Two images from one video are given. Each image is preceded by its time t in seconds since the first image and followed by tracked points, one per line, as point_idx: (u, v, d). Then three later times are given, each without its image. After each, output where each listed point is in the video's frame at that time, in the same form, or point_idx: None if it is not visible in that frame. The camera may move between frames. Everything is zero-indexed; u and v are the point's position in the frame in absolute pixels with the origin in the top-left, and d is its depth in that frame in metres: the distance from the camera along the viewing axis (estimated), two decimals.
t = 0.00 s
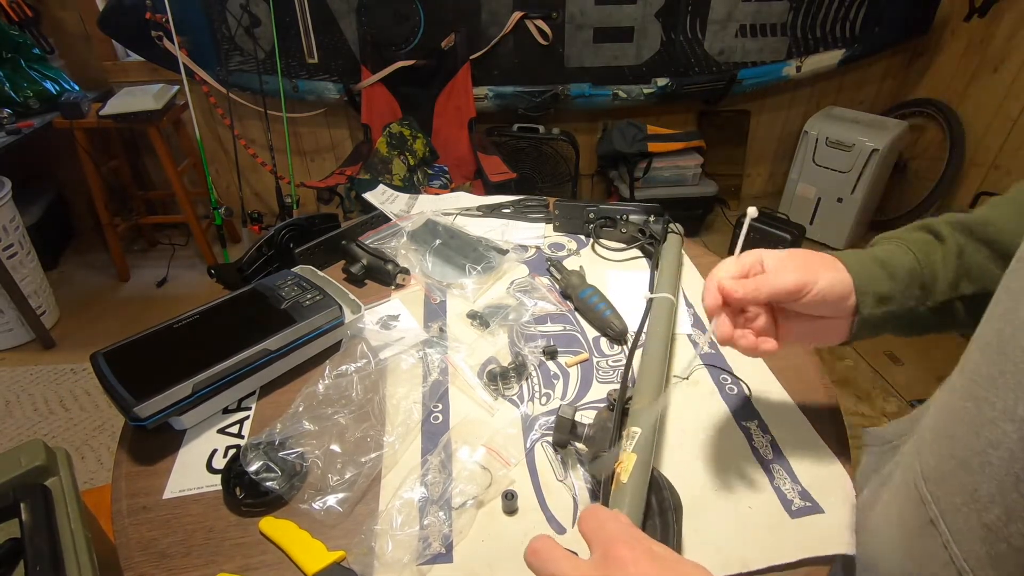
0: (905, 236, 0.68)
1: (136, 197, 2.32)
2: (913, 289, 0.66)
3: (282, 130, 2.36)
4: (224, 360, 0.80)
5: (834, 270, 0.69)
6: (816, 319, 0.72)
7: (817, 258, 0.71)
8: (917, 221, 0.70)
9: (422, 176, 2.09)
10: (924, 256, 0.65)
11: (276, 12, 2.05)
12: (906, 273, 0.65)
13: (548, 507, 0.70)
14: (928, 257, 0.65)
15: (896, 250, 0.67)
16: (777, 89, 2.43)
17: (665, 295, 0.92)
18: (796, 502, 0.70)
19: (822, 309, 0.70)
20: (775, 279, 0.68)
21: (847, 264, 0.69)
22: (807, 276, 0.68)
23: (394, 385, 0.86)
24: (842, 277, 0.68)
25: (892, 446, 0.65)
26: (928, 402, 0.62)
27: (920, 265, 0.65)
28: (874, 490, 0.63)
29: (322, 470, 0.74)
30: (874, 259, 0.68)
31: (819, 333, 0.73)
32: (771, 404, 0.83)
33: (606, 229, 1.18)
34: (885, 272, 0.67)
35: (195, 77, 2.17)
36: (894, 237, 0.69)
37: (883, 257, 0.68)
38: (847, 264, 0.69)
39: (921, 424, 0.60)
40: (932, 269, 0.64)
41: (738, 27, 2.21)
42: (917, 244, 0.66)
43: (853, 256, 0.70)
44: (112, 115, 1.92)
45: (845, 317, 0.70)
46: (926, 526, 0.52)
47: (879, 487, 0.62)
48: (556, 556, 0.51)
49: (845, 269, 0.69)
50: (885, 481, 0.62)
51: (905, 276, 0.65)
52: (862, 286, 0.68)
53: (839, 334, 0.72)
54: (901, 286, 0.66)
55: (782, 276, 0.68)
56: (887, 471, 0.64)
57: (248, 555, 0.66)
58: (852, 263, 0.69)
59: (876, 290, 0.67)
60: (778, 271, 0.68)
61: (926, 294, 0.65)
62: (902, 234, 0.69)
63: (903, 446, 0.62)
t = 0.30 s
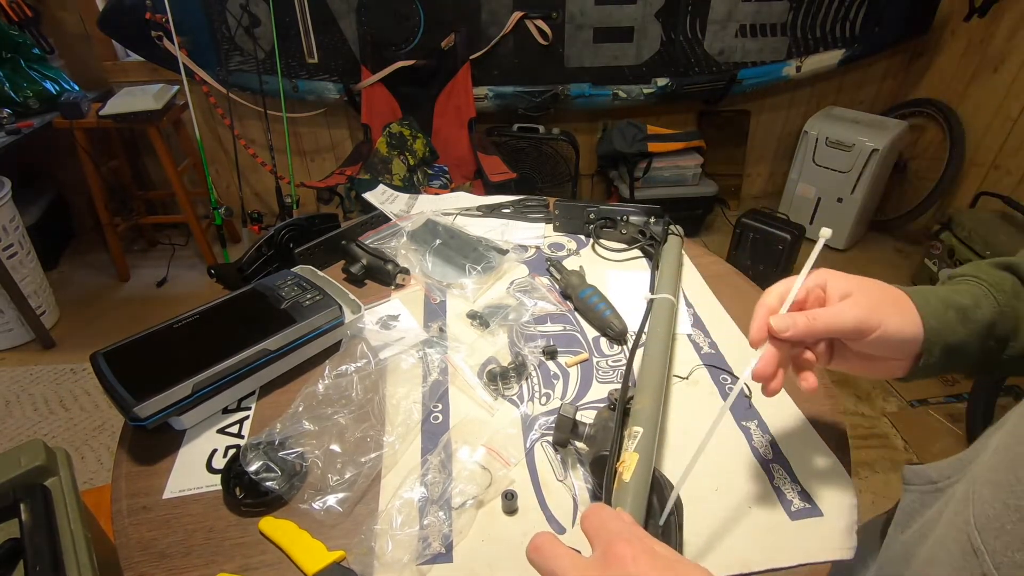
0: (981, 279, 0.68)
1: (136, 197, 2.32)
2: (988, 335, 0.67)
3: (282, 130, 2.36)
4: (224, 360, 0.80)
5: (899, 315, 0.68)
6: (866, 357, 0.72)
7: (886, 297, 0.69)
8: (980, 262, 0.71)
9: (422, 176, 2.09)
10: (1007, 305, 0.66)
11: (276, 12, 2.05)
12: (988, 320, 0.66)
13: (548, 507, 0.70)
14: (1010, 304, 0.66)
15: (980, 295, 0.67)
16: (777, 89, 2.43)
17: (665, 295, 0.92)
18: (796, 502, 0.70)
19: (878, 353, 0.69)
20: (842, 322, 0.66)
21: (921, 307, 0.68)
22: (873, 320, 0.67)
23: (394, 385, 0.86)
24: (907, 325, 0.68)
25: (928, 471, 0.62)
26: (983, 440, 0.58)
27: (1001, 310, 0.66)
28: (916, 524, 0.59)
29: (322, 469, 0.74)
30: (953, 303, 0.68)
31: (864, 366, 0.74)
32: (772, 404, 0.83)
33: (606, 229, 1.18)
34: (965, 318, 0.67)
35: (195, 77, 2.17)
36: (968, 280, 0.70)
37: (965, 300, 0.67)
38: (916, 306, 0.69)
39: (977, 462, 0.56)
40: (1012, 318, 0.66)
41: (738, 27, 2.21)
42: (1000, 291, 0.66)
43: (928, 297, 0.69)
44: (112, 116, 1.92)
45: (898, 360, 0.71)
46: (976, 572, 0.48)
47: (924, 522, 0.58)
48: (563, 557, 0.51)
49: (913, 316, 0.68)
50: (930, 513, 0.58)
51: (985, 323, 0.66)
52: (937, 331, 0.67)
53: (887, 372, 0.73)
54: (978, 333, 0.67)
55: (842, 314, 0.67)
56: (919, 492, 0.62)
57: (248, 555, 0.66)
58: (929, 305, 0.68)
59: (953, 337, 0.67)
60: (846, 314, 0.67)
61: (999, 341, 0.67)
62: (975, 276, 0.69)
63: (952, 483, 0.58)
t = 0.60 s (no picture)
0: (1004, 297, 0.68)
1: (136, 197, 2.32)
2: (1012, 354, 0.66)
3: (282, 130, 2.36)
4: (224, 360, 0.80)
5: (913, 331, 0.68)
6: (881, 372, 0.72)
7: (902, 312, 0.69)
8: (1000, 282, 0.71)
9: (423, 176, 2.09)
10: None
11: (276, 12, 2.05)
12: (1011, 338, 0.65)
13: (548, 507, 0.70)
14: None
15: (1003, 312, 0.66)
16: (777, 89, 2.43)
17: (665, 295, 0.92)
18: (796, 502, 0.70)
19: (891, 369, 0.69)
20: (853, 336, 0.67)
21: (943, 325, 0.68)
22: (885, 335, 0.67)
23: (394, 385, 0.86)
24: (923, 342, 0.67)
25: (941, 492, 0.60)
26: (1009, 459, 0.55)
27: None
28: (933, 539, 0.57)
29: (321, 470, 0.74)
30: (976, 319, 0.67)
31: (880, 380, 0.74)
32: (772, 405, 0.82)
33: (606, 229, 1.18)
34: (988, 335, 0.66)
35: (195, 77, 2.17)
36: (992, 298, 0.69)
37: (988, 317, 0.67)
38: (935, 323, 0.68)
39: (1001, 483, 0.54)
40: None
41: (738, 26, 2.21)
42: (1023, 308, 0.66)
43: (951, 314, 0.69)
44: (112, 115, 1.92)
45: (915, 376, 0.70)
46: None
47: (945, 541, 0.56)
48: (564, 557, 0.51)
49: (929, 334, 0.68)
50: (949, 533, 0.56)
51: (1008, 342, 0.65)
52: (958, 349, 0.67)
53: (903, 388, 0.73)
54: (1001, 351, 0.66)
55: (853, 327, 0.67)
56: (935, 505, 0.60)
57: (248, 555, 0.66)
58: (951, 323, 0.68)
59: (974, 354, 0.66)
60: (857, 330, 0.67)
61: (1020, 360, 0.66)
62: (998, 294, 0.69)
63: (977, 505, 0.55)
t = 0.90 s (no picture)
0: (991, 307, 0.66)
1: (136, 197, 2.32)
2: (997, 368, 0.65)
3: (282, 130, 2.36)
4: (224, 360, 0.80)
5: (898, 342, 0.68)
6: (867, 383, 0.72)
7: (886, 323, 0.69)
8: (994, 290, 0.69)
9: (422, 176, 2.09)
10: (1017, 336, 0.63)
11: (276, 12, 2.05)
12: (995, 350, 0.64)
13: (548, 507, 0.70)
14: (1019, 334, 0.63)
15: (988, 324, 0.65)
16: (777, 89, 2.43)
17: (665, 295, 0.92)
18: (795, 501, 0.70)
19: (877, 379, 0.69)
20: (835, 347, 0.67)
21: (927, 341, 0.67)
22: (867, 347, 0.67)
23: (394, 385, 0.86)
24: (907, 354, 0.67)
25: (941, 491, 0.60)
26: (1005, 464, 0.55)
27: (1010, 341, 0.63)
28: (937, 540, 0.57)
29: (322, 470, 0.74)
30: (960, 332, 0.66)
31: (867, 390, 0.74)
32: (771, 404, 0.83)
33: (606, 229, 1.18)
34: (971, 348, 0.65)
35: (195, 77, 2.17)
36: (979, 308, 0.67)
37: (972, 330, 0.65)
38: (920, 336, 0.68)
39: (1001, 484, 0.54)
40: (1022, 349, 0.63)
41: (738, 27, 2.21)
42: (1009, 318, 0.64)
43: (937, 328, 0.68)
44: (112, 115, 1.92)
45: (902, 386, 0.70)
46: None
47: (942, 545, 0.56)
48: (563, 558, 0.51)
49: (914, 346, 0.67)
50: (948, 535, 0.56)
51: (992, 355, 0.64)
52: (942, 363, 0.66)
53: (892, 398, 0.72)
54: (985, 364, 0.65)
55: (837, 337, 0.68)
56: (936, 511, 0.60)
57: (248, 555, 0.66)
58: (936, 337, 0.67)
59: (958, 367, 0.66)
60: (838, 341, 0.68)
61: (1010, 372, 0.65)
62: (983, 305, 0.67)
63: (973, 509, 0.55)
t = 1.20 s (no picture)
0: (976, 329, 0.59)
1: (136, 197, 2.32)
2: (999, 393, 0.56)
3: (282, 130, 2.36)
4: (224, 360, 0.80)
5: (885, 370, 0.61)
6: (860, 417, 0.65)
7: (870, 352, 0.63)
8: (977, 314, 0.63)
9: (422, 176, 2.09)
10: (1011, 357, 0.56)
11: (276, 12, 2.05)
12: (990, 373, 0.56)
13: (548, 508, 0.70)
14: (1015, 354, 0.56)
15: (975, 346, 0.58)
16: (777, 89, 2.43)
17: (665, 295, 0.92)
18: (797, 502, 0.70)
19: (866, 411, 0.63)
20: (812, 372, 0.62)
21: (916, 369, 0.60)
22: (846, 373, 0.62)
23: (394, 385, 0.86)
24: (897, 383, 0.60)
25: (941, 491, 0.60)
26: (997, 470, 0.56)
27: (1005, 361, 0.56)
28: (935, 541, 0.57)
29: (322, 470, 0.74)
30: (947, 357, 0.59)
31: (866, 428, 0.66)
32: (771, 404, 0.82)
33: (606, 229, 1.18)
34: (965, 372, 0.57)
35: (195, 77, 2.17)
36: (964, 333, 0.60)
37: (960, 353, 0.58)
38: (910, 364, 0.61)
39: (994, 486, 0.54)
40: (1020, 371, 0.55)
41: (738, 27, 2.21)
42: (998, 340, 0.57)
43: (923, 355, 0.61)
44: (112, 115, 1.91)
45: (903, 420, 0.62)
46: None
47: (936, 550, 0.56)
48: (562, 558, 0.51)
49: (906, 375, 0.60)
50: (942, 539, 0.56)
51: (988, 376, 0.56)
52: (937, 389, 0.58)
53: (896, 437, 0.64)
54: (983, 388, 0.57)
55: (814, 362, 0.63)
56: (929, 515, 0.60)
57: (248, 555, 0.66)
58: (924, 362, 0.60)
59: (956, 394, 0.58)
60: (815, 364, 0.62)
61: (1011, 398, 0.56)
62: (967, 329, 0.60)
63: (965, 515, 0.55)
